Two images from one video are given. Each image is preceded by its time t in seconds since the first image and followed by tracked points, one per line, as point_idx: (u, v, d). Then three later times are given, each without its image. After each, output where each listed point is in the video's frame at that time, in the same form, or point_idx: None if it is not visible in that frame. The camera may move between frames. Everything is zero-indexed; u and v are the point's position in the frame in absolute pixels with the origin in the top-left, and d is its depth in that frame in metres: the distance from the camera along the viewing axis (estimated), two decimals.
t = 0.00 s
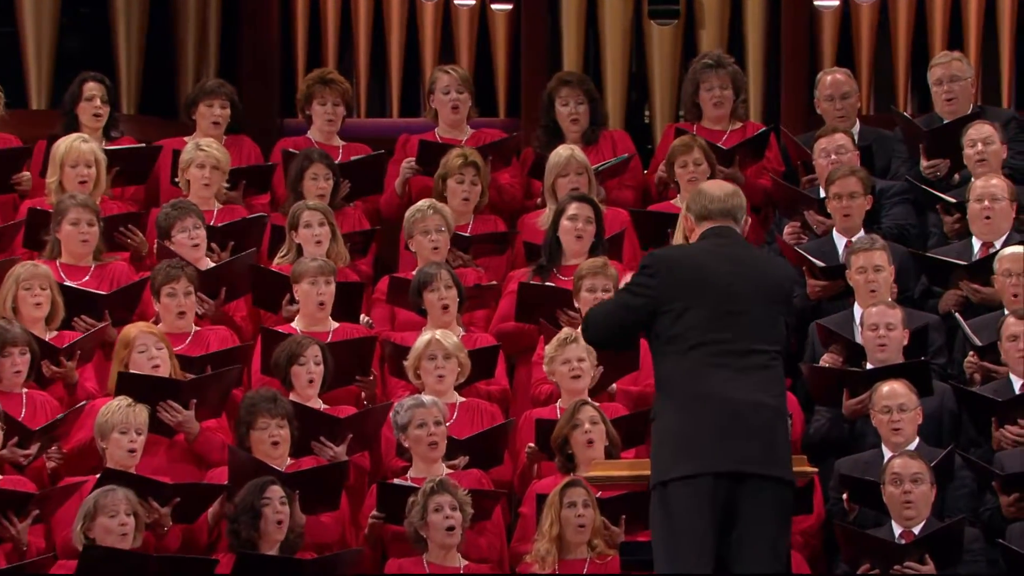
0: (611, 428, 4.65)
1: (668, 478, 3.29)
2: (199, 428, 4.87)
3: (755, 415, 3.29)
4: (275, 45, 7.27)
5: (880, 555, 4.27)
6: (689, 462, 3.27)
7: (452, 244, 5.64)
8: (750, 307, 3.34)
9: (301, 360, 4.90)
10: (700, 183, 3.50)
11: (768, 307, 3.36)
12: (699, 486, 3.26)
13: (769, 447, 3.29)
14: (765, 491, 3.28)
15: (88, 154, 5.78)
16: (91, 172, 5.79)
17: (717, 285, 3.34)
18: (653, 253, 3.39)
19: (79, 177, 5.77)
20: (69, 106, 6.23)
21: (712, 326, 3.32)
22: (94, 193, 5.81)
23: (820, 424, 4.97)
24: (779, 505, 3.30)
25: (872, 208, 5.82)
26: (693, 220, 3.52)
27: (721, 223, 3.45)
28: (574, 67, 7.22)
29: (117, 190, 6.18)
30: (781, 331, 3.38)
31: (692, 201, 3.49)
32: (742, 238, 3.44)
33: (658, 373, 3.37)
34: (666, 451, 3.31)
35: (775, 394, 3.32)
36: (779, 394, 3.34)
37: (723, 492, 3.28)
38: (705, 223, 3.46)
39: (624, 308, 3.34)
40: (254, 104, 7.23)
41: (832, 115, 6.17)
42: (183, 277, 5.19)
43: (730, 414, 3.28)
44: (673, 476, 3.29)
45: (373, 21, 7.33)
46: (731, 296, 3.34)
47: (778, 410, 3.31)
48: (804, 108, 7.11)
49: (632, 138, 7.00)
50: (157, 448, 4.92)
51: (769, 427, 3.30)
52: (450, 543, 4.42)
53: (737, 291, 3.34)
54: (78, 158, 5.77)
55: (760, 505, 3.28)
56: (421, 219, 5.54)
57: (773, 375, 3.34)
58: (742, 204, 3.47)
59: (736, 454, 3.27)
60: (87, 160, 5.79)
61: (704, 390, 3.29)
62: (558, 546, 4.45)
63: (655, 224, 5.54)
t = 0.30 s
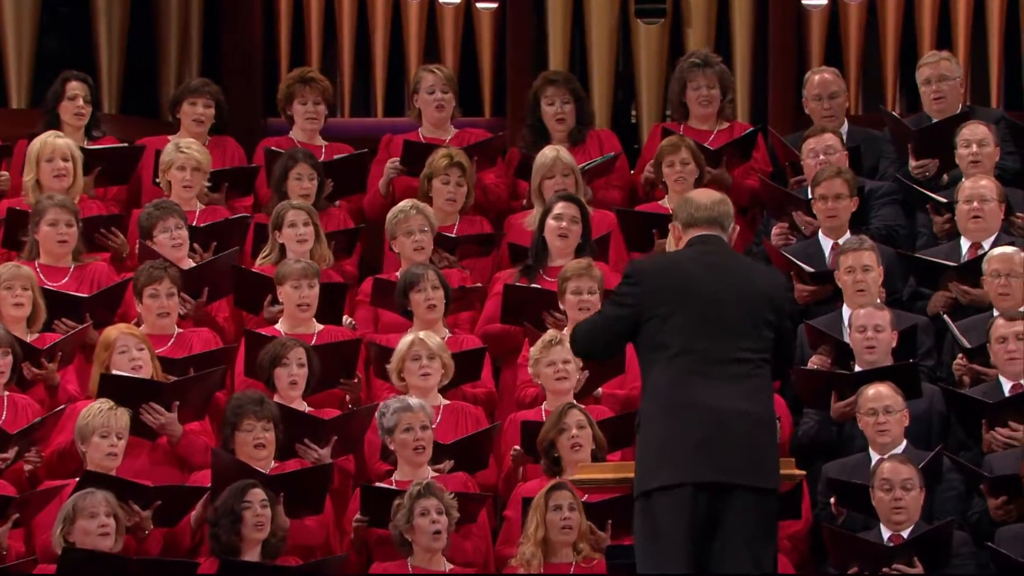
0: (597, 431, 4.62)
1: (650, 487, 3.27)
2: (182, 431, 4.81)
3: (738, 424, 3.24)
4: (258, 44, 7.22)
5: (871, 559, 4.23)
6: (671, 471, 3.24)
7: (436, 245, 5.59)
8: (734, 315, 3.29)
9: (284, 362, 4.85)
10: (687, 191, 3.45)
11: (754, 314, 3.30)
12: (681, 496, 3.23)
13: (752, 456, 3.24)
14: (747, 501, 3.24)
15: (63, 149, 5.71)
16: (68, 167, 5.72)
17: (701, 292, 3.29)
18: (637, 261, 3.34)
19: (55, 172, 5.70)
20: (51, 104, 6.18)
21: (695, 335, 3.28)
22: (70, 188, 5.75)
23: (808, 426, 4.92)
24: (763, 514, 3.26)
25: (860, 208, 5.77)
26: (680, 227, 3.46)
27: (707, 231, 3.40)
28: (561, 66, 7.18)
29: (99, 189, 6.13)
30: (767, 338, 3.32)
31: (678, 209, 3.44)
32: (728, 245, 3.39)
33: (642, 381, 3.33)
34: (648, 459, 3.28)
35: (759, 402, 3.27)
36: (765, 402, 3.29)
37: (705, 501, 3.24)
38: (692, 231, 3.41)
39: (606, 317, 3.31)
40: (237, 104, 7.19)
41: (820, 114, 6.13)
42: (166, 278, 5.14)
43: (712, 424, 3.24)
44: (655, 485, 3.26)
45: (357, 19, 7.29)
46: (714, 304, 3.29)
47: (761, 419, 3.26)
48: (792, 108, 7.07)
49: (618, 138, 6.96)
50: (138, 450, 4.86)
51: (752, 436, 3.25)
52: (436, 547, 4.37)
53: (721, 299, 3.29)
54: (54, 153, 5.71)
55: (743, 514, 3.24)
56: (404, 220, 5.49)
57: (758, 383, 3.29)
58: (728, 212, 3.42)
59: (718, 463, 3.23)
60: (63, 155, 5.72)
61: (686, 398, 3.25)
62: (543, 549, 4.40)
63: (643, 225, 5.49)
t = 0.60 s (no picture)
0: (583, 435, 4.57)
1: (636, 499, 3.22)
2: (165, 435, 4.76)
3: (726, 432, 3.20)
4: (240, 42, 7.18)
5: (860, 564, 4.17)
6: (658, 481, 3.19)
7: (421, 246, 5.54)
8: (722, 322, 3.25)
9: (268, 365, 4.80)
10: (671, 198, 3.42)
11: (742, 321, 3.26)
12: (669, 506, 3.18)
13: (741, 466, 3.19)
14: (736, 511, 3.18)
15: (45, 149, 5.66)
16: (49, 167, 5.67)
17: (688, 300, 3.25)
18: (623, 270, 3.31)
19: (36, 172, 5.65)
20: (32, 104, 6.12)
21: (682, 342, 3.23)
22: (51, 188, 5.70)
23: (797, 428, 4.87)
24: (753, 524, 3.20)
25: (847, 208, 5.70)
26: (663, 235, 3.43)
27: (691, 238, 3.36)
28: (547, 66, 7.14)
29: (81, 190, 6.07)
30: (756, 345, 3.28)
31: (662, 217, 3.41)
32: (715, 252, 3.35)
33: (630, 391, 3.29)
34: (635, 470, 3.23)
35: (748, 410, 3.22)
36: (754, 410, 3.24)
37: (694, 512, 3.19)
38: (676, 238, 3.38)
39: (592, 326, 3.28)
40: (219, 104, 7.13)
41: (808, 114, 6.09)
42: (149, 279, 5.09)
43: (699, 432, 3.19)
44: (642, 496, 3.21)
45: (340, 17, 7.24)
46: (701, 311, 3.25)
47: (750, 427, 3.21)
48: (780, 109, 7.03)
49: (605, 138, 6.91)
50: (121, 454, 4.80)
51: (741, 445, 3.20)
52: (421, 554, 4.33)
53: (708, 306, 3.25)
54: (35, 152, 5.66)
55: (732, 525, 3.18)
56: (387, 221, 5.45)
57: (747, 390, 3.24)
58: (712, 219, 3.39)
59: (705, 473, 3.18)
60: (45, 155, 5.67)
61: (673, 407, 3.21)
62: (528, 554, 4.35)
63: (630, 226, 5.45)
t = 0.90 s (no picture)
0: (569, 436, 4.54)
1: (628, 506, 3.17)
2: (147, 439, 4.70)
3: (716, 434, 3.15)
4: (222, 41, 7.12)
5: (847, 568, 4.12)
6: (649, 487, 3.15)
7: (406, 246, 5.49)
8: (707, 324, 3.21)
9: (250, 367, 4.74)
10: (654, 205, 3.39)
11: (727, 322, 3.22)
12: (660, 511, 3.13)
13: (732, 467, 3.14)
14: (729, 513, 3.13)
15: (27, 148, 5.59)
16: (31, 166, 5.61)
17: (673, 304, 3.22)
18: (608, 279, 3.29)
19: (17, 171, 5.59)
20: (13, 103, 6.06)
21: (668, 347, 3.20)
22: (32, 188, 5.64)
23: (783, 431, 4.83)
24: (747, 526, 3.15)
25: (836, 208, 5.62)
26: (646, 243, 3.38)
27: (673, 243, 3.32)
28: (532, 64, 7.09)
29: (62, 190, 6.01)
30: (744, 346, 3.23)
31: (644, 224, 3.36)
32: (699, 256, 3.31)
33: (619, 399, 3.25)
34: (626, 478, 3.19)
35: (737, 411, 3.18)
36: (744, 411, 3.19)
37: (686, 516, 3.14)
38: (659, 244, 3.33)
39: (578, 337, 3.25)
40: (202, 103, 7.08)
41: (796, 113, 6.05)
42: (131, 280, 5.03)
43: (689, 435, 3.15)
44: (634, 503, 3.16)
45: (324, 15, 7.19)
46: (685, 314, 3.21)
47: (739, 428, 3.16)
48: (768, 109, 7.00)
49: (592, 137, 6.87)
50: (102, 457, 4.74)
51: (732, 446, 3.15)
52: (405, 557, 4.27)
53: (692, 309, 3.22)
54: (17, 152, 5.58)
55: (726, 527, 3.13)
56: (370, 220, 5.40)
57: (736, 391, 3.19)
58: (696, 225, 3.35)
59: (696, 476, 3.13)
60: (27, 154, 5.60)
61: (661, 411, 3.16)
62: (514, 557, 4.29)
63: (617, 225, 5.41)
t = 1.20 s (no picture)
0: (554, 438, 4.50)
1: (619, 509, 3.14)
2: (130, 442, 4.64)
3: (705, 434, 3.10)
4: (205, 39, 7.07)
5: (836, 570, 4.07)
6: (639, 489, 3.11)
7: (390, 246, 5.44)
8: (696, 324, 3.16)
9: (233, 370, 4.69)
10: (644, 206, 3.35)
11: (717, 320, 3.17)
12: (649, 513, 3.09)
13: (722, 468, 3.09)
14: (719, 514, 3.08)
15: (6, 147, 5.54)
16: (10, 165, 5.55)
17: (662, 305, 3.18)
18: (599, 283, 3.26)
19: None
20: None
21: (656, 347, 3.16)
22: (13, 187, 5.57)
23: (772, 432, 4.76)
24: (738, 527, 3.09)
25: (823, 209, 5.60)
26: (636, 243, 3.35)
27: (666, 245, 3.29)
28: (518, 63, 7.05)
29: (43, 190, 5.95)
30: (735, 345, 3.17)
31: (635, 225, 3.33)
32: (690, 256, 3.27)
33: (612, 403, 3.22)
34: (616, 481, 3.15)
35: (727, 411, 3.13)
36: (735, 411, 3.14)
37: (676, 518, 3.10)
38: (650, 246, 3.30)
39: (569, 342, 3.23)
40: (183, 102, 7.03)
41: (783, 113, 6.02)
42: (113, 280, 4.98)
43: (679, 435, 3.10)
44: (624, 506, 3.12)
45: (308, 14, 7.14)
46: (674, 314, 3.17)
47: (729, 428, 3.11)
48: (756, 108, 6.96)
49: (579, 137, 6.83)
50: (83, 460, 4.71)
51: (722, 447, 3.10)
52: (389, 557, 4.21)
53: (681, 309, 3.18)
54: None
55: (716, 528, 3.08)
56: (354, 220, 5.35)
57: (726, 391, 3.14)
58: (687, 226, 3.32)
59: (685, 477, 3.09)
60: (7, 153, 5.54)
61: (650, 413, 3.12)
62: (499, 561, 4.25)
63: (603, 225, 5.37)
